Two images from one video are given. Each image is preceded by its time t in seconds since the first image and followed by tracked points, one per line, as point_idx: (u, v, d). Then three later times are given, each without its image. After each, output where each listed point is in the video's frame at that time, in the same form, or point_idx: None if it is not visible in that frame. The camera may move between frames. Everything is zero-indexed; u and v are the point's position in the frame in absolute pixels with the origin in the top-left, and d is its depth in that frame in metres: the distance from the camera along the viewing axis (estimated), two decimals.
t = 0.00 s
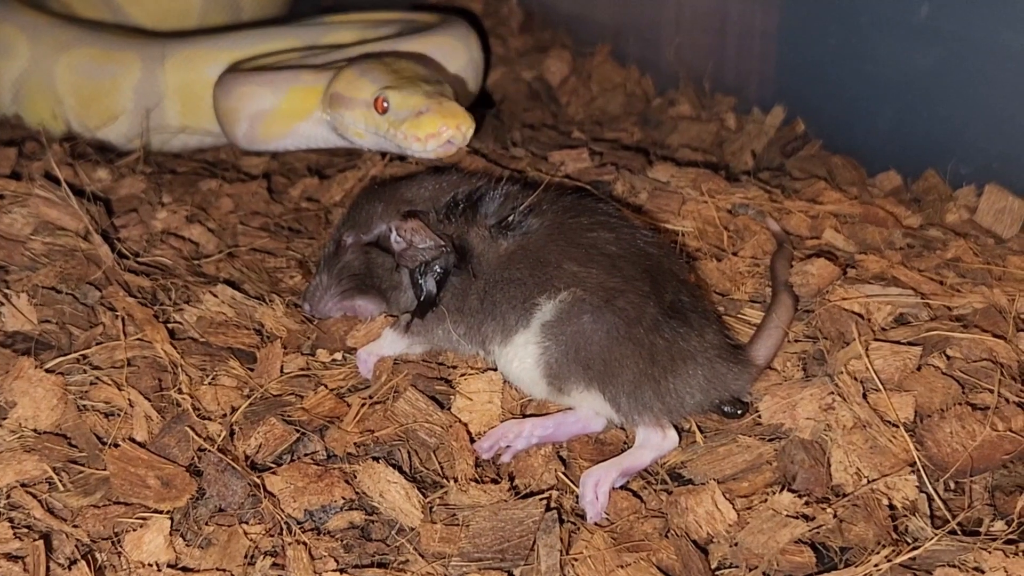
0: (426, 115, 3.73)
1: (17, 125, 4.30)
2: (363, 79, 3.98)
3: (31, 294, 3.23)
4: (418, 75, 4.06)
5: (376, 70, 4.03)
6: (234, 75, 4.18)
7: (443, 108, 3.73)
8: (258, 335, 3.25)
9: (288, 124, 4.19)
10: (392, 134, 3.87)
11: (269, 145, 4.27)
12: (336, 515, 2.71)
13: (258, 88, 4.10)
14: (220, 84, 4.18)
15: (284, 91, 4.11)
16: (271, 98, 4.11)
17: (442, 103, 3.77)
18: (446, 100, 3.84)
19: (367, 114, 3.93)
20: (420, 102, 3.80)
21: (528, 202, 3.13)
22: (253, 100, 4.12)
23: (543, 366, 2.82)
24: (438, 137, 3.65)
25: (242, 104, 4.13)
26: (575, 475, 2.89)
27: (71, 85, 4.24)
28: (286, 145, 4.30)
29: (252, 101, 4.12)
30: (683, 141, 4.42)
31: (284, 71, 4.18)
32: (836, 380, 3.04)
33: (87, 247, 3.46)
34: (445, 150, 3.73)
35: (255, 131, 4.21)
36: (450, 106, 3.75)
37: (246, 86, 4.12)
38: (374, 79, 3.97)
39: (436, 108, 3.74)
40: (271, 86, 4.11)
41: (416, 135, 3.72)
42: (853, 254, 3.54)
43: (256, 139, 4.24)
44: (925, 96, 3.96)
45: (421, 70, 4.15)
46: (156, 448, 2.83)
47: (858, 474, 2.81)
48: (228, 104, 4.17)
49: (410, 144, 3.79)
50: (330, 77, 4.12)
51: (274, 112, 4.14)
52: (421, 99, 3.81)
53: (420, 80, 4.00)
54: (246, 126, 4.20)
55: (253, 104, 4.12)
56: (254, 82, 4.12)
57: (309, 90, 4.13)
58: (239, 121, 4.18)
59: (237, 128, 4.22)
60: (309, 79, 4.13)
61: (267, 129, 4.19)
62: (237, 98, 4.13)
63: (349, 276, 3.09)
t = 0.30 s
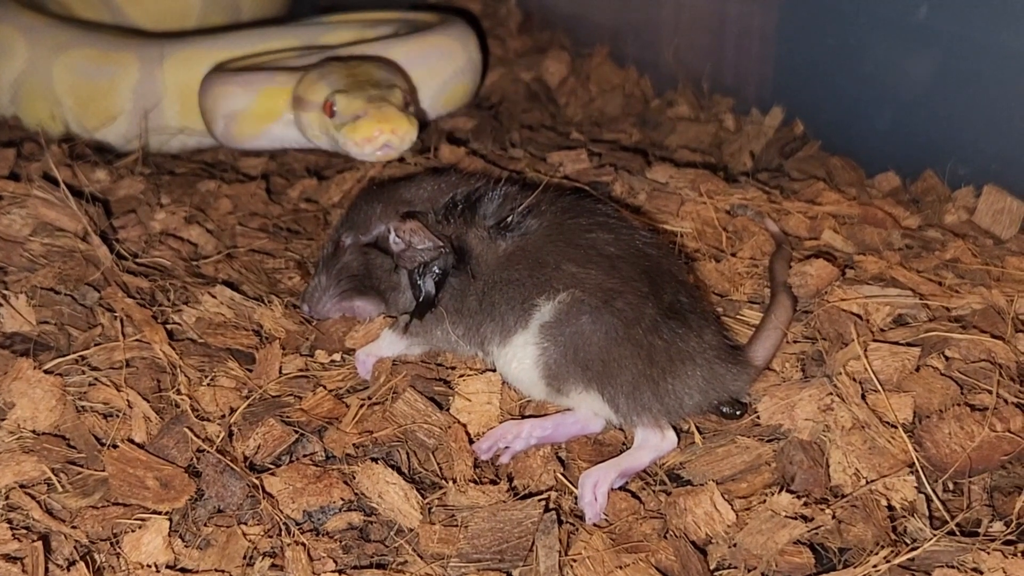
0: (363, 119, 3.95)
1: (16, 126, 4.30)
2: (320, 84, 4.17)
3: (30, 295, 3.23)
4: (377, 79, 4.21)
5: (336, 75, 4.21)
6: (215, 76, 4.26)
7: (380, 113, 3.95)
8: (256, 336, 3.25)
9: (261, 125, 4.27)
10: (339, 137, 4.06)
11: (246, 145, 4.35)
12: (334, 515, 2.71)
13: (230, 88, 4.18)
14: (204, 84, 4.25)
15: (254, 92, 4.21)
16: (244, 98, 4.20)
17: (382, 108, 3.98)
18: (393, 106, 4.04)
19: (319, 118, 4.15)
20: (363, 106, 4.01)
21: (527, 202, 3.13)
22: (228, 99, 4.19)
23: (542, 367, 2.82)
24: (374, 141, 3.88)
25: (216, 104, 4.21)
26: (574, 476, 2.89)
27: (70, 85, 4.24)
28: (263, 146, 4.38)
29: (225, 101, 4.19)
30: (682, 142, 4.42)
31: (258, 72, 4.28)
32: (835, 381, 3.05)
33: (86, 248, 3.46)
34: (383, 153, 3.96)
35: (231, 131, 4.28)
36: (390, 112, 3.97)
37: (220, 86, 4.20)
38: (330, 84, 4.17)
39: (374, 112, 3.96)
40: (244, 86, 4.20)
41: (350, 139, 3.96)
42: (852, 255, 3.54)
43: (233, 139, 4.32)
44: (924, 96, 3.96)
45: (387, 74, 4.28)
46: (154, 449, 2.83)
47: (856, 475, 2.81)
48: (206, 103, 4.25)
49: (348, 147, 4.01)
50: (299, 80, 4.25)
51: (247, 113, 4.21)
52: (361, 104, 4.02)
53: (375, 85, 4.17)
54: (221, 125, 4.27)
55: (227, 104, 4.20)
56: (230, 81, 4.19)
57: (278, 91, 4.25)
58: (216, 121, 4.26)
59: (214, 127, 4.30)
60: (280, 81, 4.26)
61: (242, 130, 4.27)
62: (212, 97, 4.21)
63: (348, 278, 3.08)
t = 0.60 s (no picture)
0: (328, 126, 3.94)
1: (16, 127, 4.32)
2: (293, 90, 4.17)
3: (30, 297, 3.23)
4: (351, 86, 4.22)
5: (311, 81, 4.21)
6: (198, 78, 4.28)
7: (345, 120, 3.95)
8: (256, 337, 3.26)
9: (241, 129, 4.28)
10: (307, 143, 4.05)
11: (230, 147, 4.36)
12: (334, 517, 2.71)
13: (211, 92, 4.19)
14: (192, 87, 4.26)
15: (234, 96, 4.21)
16: (224, 102, 4.20)
17: (347, 115, 3.97)
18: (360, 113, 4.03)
19: (290, 124, 4.15)
20: (330, 112, 3.99)
21: (527, 204, 3.14)
22: (208, 102, 4.20)
23: (542, 369, 2.82)
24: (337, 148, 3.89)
25: (197, 107, 4.23)
26: (574, 478, 2.89)
27: (68, 87, 4.24)
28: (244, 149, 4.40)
29: (205, 104, 4.20)
30: (682, 143, 4.42)
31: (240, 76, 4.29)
32: (834, 382, 3.05)
33: (86, 249, 3.46)
34: (347, 160, 3.98)
35: (212, 134, 4.30)
36: (355, 119, 3.97)
37: (201, 89, 4.21)
38: (303, 89, 4.16)
39: (339, 120, 3.95)
40: (223, 90, 4.20)
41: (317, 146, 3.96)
42: (852, 256, 3.54)
43: (215, 141, 4.34)
44: (925, 98, 3.96)
45: (363, 80, 4.29)
46: (155, 451, 2.83)
47: (856, 476, 2.82)
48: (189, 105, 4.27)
49: (314, 153, 4.01)
50: (278, 84, 4.26)
51: (226, 117, 4.23)
52: (328, 110, 4.00)
53: (347, 92, 4.16)
54: (204, 128, 4.29)
55: (207, 107, 4.21)
56: (211, 84, 4.21)
57: (257, 96, 4.25)
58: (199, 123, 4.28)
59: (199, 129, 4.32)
60: (260, 85, 4.26)
61: (222, 133, 4.29)
62: (193, 100, 4.23)
63: (348, 279, 3.08)
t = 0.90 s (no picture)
0: (331, 128, 3.94)
1: (18, 129, 4.33)
2: (295, 93, 4.17)
3: (31, 298, 3.23)
4: (353, 89, 4.22)
5: (313, 83, 4.22)
6: (201, 80, 4.28)
7: (348, 123, 3.95)
8: (258, 338, 3.26)
9: (243, 131, 4.28)
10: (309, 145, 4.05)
11: (231, 150, 4.36)
12: (336, 518, 2.71)
13: (213, 94, 4.20)
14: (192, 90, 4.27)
15: (235, 98, 4.21)
16: (225, 104, 4.21)
17: (350, 117, 3.98)
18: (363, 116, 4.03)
19: (293, 127, 4.15)
20: (333, 115, 3.99)
21: (528, 205, 3.14)
22: (209, 105, 4.21)
23: (544, 370, 2.82)
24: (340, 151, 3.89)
25: (199, 109, 4.23)
26: (574, 479, 2.90)
27: (70, 88, 4.25)
28: (245, 151, 4.40)
29: (207, 107, 4.21)
30: (683, 145, 4.42)
31: (242, 78, 4.30)
32: (835, 384, 3.06)
33: (87, 250, 3.47)
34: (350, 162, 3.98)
35: (213, 137, 4.30)
36: (358, 122, 3.97)
37: (204, 91, 4.21)
38: (305, 92, 4.16)
39: (341, 122, 3.96)
40: (225, 92, 4.21)
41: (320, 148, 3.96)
42: (853, 257, 3.55)
43: (216, 144, 4.34)
44: (925, 100, 3.96)
45: (364, 83, 4.30)
46: (156, 451, 2.83)
47: (857, 477, 2.82)
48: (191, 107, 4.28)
49: (317, 155, 4.01)
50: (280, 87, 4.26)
51: (228, 119, 4.23)
52: (331, 112, 4.00)
53: (350, 94, 4.16)
54: (206, 130, 4.30)
55: (209, 110, 4.22)
56: (213, 87, 4.21)
57: (259, 98, 4.25)
58: (200, 126, 4.29)
59: (200, 131, 4.32)
60: (262, 87, 4.26)
61: (224, 136, 4.29)
62: (196, 103, 4.24)
63: (349, 280, 3.09)
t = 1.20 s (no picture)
0: (335, 130, 3.94)
1: (20, 129, 4.34)
2: (299, 94, 4.17)
3: (33, 298, 3.23)
4: (357, 90, 4.22)
5: (316, 84, 4.21)
6: (205, 81, 4.28)
7: (352, 125, 3.95)
8: (259, 338, 3.26)
9: (247, 132, 4.29)
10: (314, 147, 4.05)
11: (234, 150, 4.37)
12: (337, 518, 2.71)
13: (217, 95, 4.20)
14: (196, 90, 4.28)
15: (239, 98, 4.21)
16: (229, 105, 4.21)
17: (354, 120, 3.97)
18: (367, 118, 4.03)
19: (297, 129, 4.15)
20: (336, 117, 3.99)
21: (530, 206, 3.15)
22: (213, 105, 4.21)
23: (545, 370, 2.82)
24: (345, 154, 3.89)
25: (203, 109, 4.24)
26: (576, 479, 2.90)
27: (73, 88, 4.25)
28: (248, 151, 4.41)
29: (211, 108, 4.21)
30: (684, 145, 4.43)
31: (246, 79, 4.29)
32: (837, 384, 3.05)
33: (89, 250, 3.47)
34: (354, 164, 3.97)
35: (217, 137, 4.31)
36: (362, 124, 3.97)
37: (208, 92, 4.22)
38: (309, 93, 4.16)
39: (345, 124, 3.96)
40: (229, 93, 4.21)
41: (325, 151, 3.96)
42: (855, 258, 3.55)
43: (220, 144, 4.34)
44: (927, 101, 3.96)
45: (367, 83, 4.29)
46: (158, 451, 2.84)
47: (858, 478, 2.82)
48: (195, 107, 4.28)
49: (321, 158, 4.01)
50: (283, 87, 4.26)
51: (231, 119, 4.23)
52: (336, 115, 4.00)
53: (353, 95, 4.16)
54: (209, 131, 4.30)
55: (212, 110, 4.22)
56: (217, 87, 4.21)
57: (263, 99, 4.25)
58: (204, 126, 4.29)
59: (204, 132, 4.33)
60: (265, 88, 4.26)
61: (227, 136, 4.29)
62: (200, 103, 4.24)
63: (352, 280, 3.09)
